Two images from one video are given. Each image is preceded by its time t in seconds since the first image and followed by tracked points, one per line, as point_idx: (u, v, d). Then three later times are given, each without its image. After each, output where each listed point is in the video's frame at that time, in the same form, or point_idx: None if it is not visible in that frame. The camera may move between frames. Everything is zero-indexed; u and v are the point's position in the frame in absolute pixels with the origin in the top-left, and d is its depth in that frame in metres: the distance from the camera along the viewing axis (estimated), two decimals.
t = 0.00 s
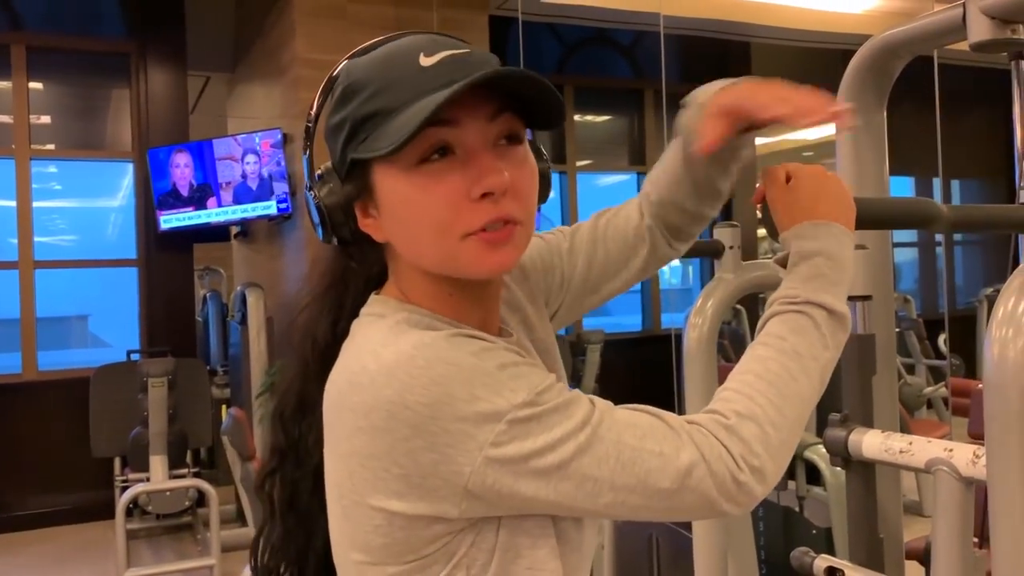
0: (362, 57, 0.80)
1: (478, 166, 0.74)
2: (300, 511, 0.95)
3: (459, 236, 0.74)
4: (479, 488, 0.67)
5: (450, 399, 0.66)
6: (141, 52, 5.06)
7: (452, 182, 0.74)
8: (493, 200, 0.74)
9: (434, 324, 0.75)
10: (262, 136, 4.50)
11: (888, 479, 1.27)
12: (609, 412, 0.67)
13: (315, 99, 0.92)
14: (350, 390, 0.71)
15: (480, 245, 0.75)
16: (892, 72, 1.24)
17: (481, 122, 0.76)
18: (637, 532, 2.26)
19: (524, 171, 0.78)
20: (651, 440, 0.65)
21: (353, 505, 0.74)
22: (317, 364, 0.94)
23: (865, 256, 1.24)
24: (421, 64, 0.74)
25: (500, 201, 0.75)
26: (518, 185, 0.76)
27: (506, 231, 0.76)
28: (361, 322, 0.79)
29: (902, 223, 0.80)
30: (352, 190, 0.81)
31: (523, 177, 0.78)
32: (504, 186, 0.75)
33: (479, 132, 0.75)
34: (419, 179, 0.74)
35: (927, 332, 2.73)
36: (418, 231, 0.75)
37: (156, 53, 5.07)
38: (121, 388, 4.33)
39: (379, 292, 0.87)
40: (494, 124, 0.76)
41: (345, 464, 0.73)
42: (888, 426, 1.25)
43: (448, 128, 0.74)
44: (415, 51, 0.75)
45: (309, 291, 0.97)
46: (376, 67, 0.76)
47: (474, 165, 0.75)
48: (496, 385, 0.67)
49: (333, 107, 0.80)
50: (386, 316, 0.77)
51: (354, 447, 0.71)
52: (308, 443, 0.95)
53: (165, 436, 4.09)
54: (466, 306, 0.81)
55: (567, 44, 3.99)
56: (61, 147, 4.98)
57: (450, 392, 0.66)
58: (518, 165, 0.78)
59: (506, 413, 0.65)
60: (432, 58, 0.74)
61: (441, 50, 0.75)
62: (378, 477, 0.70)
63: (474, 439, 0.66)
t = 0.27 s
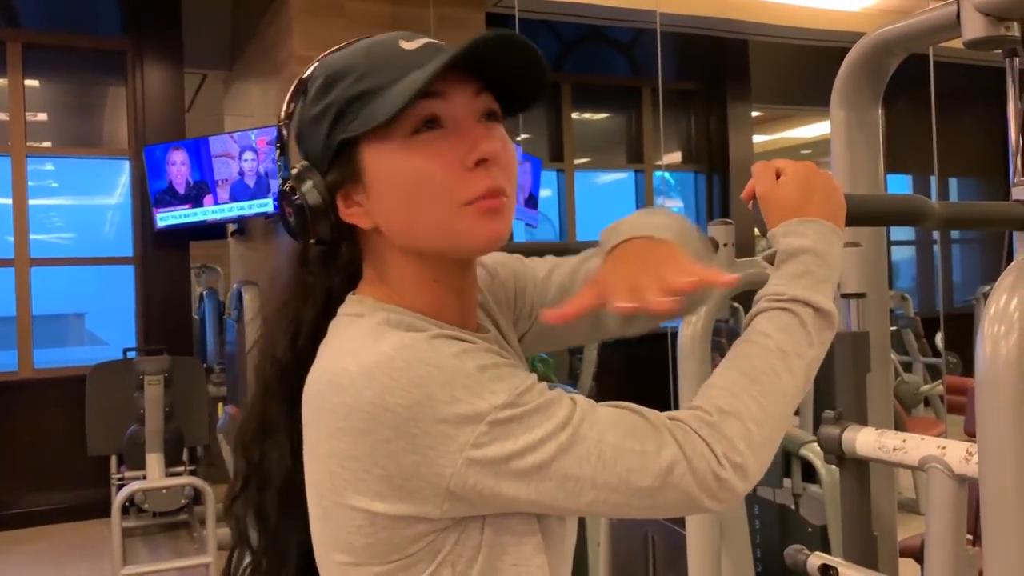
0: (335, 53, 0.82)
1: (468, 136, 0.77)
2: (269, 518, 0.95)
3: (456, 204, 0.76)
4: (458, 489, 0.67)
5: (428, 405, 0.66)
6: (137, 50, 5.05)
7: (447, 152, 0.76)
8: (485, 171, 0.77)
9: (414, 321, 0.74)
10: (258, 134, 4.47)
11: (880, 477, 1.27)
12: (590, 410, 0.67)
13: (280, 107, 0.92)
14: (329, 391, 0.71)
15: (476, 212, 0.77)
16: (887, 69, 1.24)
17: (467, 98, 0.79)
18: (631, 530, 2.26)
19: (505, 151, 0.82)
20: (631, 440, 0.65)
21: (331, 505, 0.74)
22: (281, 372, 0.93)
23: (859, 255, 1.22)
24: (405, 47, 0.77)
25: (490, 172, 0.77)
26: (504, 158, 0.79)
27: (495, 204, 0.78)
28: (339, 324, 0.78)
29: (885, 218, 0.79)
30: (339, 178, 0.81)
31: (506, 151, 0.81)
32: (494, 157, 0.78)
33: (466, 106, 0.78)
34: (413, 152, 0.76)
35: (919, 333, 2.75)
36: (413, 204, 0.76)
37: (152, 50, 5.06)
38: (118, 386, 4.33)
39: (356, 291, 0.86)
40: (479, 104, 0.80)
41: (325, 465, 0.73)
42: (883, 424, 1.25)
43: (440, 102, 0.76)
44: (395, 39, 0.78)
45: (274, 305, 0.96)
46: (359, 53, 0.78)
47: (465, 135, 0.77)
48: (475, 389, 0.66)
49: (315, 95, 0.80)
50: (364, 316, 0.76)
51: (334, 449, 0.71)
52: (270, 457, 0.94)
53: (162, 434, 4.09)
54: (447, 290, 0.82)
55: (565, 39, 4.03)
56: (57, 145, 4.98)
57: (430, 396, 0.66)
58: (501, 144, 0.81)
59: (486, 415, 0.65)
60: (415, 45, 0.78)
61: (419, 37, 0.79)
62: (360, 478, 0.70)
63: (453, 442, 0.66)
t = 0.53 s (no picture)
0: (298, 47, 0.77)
1: (413, 144, 0.71)
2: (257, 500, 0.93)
3: (400, 217, 0.71)
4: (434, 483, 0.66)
5: (404, 401, 0.66)
6: (152, 43, 5.09)
7: (388, 163, 0.71)
8: (431, 181, 0.71)
9: (396, 317, 0.73)
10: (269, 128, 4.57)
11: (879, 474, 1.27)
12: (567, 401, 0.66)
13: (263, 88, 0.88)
14: (307, 385, 0.71)
15: (423, 226, 0.72)
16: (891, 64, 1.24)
17: (416, 99, 0.72)
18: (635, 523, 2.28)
19: (466, 149, 0.75)
20: (606, 439, 0.65)
21: (310, 495, 0.74)
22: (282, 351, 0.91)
23: (858, 249, 1.24)
24: (351, 48, 0.70)
25: (438, 181, 0.71)
26: (459, 162, 0.73)
27: (448, 213, 0.73)
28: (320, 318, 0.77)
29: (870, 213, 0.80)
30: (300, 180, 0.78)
31: (464, 153, 0.74)
32: (443, 163, 0.71)
33: (414, 110, 0.72)
34: (356, 164, 0.72)
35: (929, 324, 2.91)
36: (359, 216, 0.73)
37: (166, 43, 5.09)
38: (132, 377, 4.36)
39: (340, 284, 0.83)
40: (431, 102, 0.73)
41: (302, 456, 0.73)
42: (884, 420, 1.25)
43: (380, 110, 0.71)
44: (344, 37, 0.72)
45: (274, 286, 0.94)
46: (309, 55, 0.73)
47: (409, 142, 0.71)
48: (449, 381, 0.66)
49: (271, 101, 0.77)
50: (346, 310, 0.75)
51: (312, 441, 0.71)
52: (265, 435, 0.92)
53: (174, 424, 4.13)
54: (423, 289, 0.78)
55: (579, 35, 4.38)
56: (75, 138, 4.98)
57: (404, 392, 0.66)
58: (460, 142, 0.74)
59: (459, 410, 0.65)
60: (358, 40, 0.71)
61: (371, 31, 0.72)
62: (337, 470, 0.70)
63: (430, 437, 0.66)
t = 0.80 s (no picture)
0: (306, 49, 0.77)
1: (411, 152, 0.71)
2: (260, 482, 0.94)
3: (395, 226, 0.71)
4: (429, 482, 0.68)
5: (400, 400, 0.67)
6: (184, 38, 5.17)
7: (385, 171, 0.71)
8: (427, 190, 0.71)
9: (399, 316, 0.73)
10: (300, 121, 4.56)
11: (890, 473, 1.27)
12: (561, 399, 0.68)
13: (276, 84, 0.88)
14: (307, 385, 0.72)
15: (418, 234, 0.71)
16: (907, 64, 1.24)
17: (416, 106, 0.72)
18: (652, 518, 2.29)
19: (467, 156, 0.74)
20: (598, 435, 0.66)
21: (310, 490, 0.76)
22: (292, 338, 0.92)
23: (871, 249, 1.25)
24: (353, 52, 0.70)
25: (434, 190, 0.71)
26: (457, 171, 0.73)
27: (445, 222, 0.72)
28: (323, 313, 0.78)
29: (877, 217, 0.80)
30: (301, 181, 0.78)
31: (463, 161, 0.74)
32: (438, 173, 0.71)
33: (415, 116, 0.72)
34: (354, 170, 0.72)
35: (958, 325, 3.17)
36: (356, 222, 0.73)
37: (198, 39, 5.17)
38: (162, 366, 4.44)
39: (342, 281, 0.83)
40: (431, 110, 0.72)
41: (302, 452, 0.75)
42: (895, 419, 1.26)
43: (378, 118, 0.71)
44: (348, 41, 0.72)
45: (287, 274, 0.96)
46: (313, 58, 0.73)
47: (406, 152, 0.71)
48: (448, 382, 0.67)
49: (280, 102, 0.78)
50: (347, 307, 0.75)
51: (311, 438, 0.72)
52: (271, 419, 0.93)
53: (202, 414, 4.20)
54: (423, 294, 0.77)
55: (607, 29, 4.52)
56: (109, 130, 5.07)
57: (399, 393, 0.67)
58: (460, 150, 0.74)
59: (454, 411, 0.67)
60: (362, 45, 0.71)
61: (376, 35, 0.72)
62: (333, 467, 0.71)
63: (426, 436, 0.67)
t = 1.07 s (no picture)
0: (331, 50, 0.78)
1: (426, 165, 0.71)
2: (282, 464, 0.96)
3: (409, 236, 0.72)
4: (437, 483, 0.68)
5: (409, 407, 0.67)
6: (219, 36, 5.24)
7: (399, 183, 0.71)
8: (440, 203, 0.71)
9: (411, 319, 0.73)
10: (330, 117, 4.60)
11: (908, 467, 1.26)
12: (567, 401, 0.68)
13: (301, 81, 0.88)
14: (319, 390, 0.72)
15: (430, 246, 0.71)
16: (928, 59, 1.23)
17: (432, 118, 0.72)
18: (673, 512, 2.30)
19: (485, 167, 0.74)
20: (602, 432, 0.67)
21: (319, 485, 0.76)
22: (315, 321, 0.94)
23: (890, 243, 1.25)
24: (373, 61, 0.70)
25: (448, 202, 0.71)
26: (472, 183, 0.72)
27: (459, 235, 0.72)
28: (338, 315, 0.78)
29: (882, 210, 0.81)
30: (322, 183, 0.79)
31: (480, 172, 0.73)
32: (452, 187, 0.71)
33: (431, 129, 0.72)
34: (369, 180, 0.72)
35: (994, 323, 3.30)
36: (372, 229, 0.73)
37: (233, 37, 5.24)
38: (198, 358, 4.53)
39: (360, 278, 0.83)
40: (448, 121, 0.72)
41: (312, 448, 0.75)
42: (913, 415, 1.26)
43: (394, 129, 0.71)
44: (368, 48, 0.72)
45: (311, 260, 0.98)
46: (335, 63, 0.73)
47: (421, 163, 0.71)
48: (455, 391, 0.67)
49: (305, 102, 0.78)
50: (360, 308, 0.75)
51: (320, 437, 0.73)
52: (294, 402, 0.95)
53: (235, 406, 4.27)
54: (438, 299, 0.78)
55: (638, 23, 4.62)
56: (147, 126, 5.18)
57: (406, 400, 0.67)
58: (477, 161, 0.73)
59: (460, 417, 0.67)
60: (384, 54, 0.71)
61: (397, 43, 0.71)
62: (342, 464, 0.72)
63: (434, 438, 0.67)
